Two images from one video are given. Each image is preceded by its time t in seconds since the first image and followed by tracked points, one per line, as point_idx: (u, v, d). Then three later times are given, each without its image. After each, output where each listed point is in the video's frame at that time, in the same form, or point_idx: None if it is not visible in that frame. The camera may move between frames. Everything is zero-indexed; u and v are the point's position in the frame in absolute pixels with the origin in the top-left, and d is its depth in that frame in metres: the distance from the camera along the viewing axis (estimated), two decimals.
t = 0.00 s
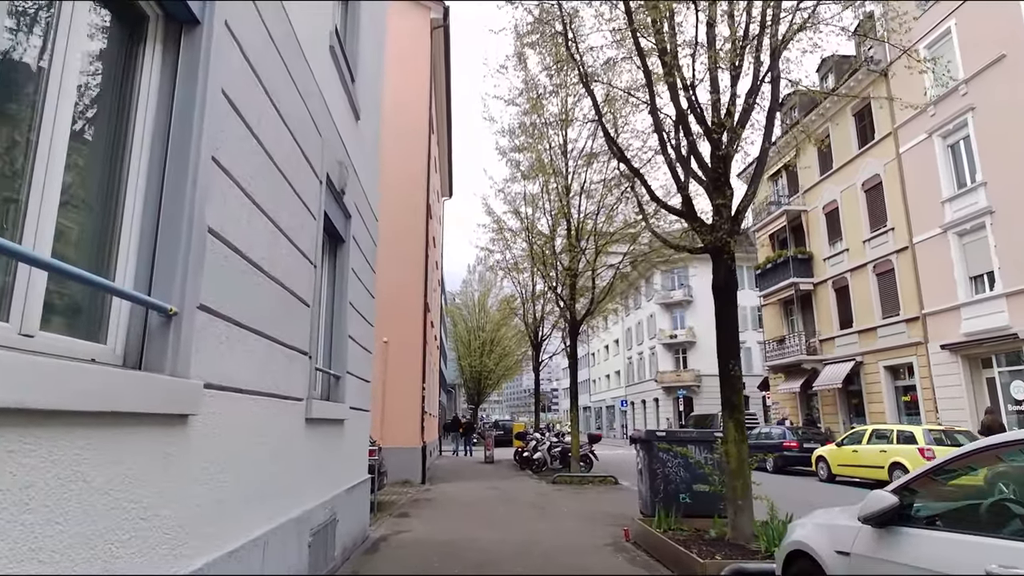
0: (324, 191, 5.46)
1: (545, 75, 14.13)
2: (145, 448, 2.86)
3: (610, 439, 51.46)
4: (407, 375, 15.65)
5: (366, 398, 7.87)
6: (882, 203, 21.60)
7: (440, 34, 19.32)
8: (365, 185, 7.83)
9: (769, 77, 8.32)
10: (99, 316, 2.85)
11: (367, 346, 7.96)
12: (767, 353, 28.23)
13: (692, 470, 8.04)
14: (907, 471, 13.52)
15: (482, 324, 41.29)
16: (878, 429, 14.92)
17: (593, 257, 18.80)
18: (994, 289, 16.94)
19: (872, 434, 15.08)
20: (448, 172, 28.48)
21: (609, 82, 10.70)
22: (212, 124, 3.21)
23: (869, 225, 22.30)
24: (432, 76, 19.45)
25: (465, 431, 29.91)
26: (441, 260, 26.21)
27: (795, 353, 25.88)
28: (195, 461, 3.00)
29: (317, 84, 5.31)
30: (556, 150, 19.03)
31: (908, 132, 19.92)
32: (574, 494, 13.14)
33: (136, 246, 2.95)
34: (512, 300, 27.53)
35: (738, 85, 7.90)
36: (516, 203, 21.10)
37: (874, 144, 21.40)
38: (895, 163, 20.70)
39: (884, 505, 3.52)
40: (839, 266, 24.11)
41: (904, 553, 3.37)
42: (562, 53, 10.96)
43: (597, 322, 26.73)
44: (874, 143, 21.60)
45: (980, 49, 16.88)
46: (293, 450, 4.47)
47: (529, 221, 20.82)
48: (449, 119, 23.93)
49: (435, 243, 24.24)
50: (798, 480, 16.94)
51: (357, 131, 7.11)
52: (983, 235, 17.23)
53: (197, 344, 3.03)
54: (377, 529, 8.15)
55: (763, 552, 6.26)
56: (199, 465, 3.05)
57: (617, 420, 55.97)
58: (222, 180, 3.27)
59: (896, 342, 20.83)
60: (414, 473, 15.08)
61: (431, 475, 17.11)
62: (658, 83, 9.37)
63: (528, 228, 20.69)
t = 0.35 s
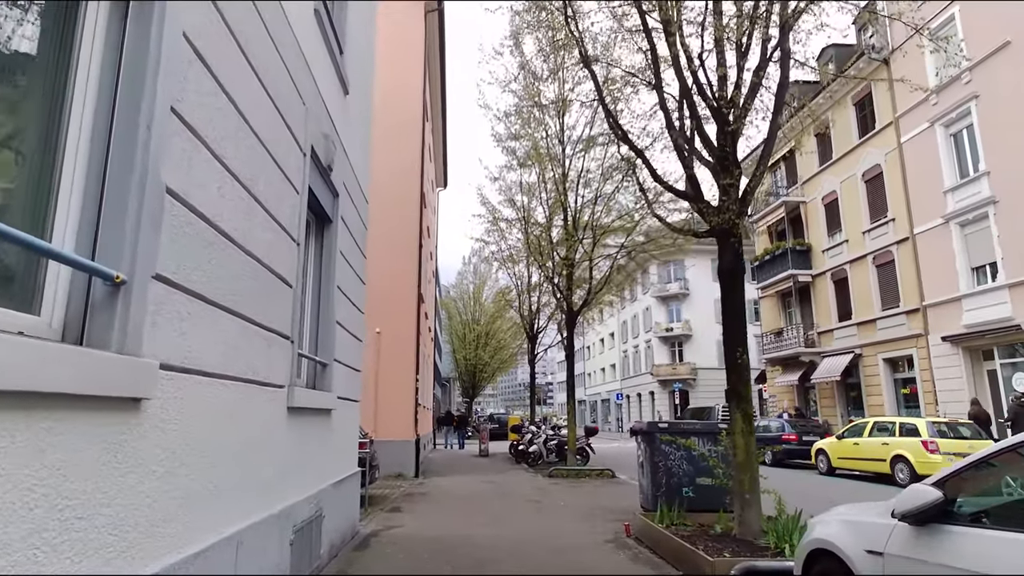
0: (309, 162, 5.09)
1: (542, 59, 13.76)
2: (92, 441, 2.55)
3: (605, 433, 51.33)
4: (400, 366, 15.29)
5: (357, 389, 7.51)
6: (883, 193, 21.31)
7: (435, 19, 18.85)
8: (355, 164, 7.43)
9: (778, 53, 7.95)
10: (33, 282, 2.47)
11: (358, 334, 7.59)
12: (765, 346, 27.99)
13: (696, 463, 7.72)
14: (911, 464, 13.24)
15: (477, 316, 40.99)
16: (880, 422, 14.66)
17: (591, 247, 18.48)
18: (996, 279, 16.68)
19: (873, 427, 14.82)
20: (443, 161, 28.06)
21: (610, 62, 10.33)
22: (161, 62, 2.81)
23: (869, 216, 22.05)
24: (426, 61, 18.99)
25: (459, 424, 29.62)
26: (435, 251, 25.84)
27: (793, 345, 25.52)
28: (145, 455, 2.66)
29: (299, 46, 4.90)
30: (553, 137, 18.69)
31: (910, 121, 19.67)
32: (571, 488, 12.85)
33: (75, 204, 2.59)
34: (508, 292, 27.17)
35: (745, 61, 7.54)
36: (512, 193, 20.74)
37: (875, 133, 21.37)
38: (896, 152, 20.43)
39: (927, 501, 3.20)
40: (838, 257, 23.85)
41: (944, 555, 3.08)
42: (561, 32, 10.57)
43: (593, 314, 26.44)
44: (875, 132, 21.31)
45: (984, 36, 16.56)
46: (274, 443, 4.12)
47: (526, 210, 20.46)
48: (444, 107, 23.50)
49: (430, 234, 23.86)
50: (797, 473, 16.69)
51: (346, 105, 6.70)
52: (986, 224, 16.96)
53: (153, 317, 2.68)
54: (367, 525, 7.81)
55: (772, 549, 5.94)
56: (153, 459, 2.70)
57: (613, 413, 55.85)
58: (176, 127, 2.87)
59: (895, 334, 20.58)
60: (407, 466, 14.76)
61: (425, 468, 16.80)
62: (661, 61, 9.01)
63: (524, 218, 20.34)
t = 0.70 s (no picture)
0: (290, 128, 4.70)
1: (540, 36, 13.30)
2: (24, 419, 2.62)
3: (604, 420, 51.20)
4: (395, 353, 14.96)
5: (347, 376, 7.17)
6: (888, 177, 20.89)
7: None
8: (343, 138, 7.00)
9: (791, 21, 7.50)
10: None
11: (347, 318, 7.22)
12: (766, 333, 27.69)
13: (702, 453, 7.39)
14: (917, 452, 12.96)
15: (474, 303, 40.66)
16: (885, 409, 14.34)
17: (591, 231, 18.18)
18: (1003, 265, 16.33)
19: (878, 414, 14.53)
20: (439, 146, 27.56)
21: (612, 35, 9.87)
22: (103, 14, 2.75)
23: (874, 200, 21.67)
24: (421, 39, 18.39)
25: (457, 411, 29.40)
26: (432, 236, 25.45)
27: (793, 332, 25.14)
28: (82, 439, 2.68)
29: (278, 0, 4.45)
30: (551, 119, 18.26)
31: (918, 103, 19.30)
32: (570, 477, 12.58)
33: (6, 168, 2.60)
34: (506, 278, 26.78)
35: (757, 27, 7.09)
36: (509, 176, 20.31)
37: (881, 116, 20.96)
38: (903, 135, 20.02)
39: (985, 501, 3.10)
40: (841, 243, 23.48)
41: (1000, 561, 2.99)
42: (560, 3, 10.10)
43: (592, 301, 26.11)
44: (882, 115, 20.88)
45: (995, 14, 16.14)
46: (251, 433, 3.80)
47: (524, 194, 20.05)
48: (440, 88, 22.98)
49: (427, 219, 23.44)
50: (799, 461, 16.44)
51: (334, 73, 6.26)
52: (994, 209, 16.60)
53: (89, 288, 2.64)
54: (358, 516, 7.50)
55: (785, 543, 5.61)
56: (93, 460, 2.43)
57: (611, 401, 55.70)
58: (112, 72, 2.73)
59: (899, 320, 20.26)
60: (402, 454, 14.47)
61: (421, 456, 16.55)
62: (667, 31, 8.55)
63: (522, 202, 19.91)
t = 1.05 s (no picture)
0: (270, 95, 4.37)
1: (539, 18, 12.94)
2: None
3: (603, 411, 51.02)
4: (393, 342, 14.61)
5: (337, 365, 6.86)
6: (894, 164, 20.52)
7: None
8: (332, 115, 6.64)
9: None
10: None
11: (337, 304, 6.90)
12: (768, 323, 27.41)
13: (708, 445, 7.08)
14: (925, 443, 12.69)
15: (473, 294, 40.40)
16: (893, 399, 13.97)
17: (591, 219, 17.78)
18: (1014, 252, 16.10)
19: (885, 405, 14.17)
20: (437, 134, 27.16)
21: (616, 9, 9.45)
22: None
23: (879, 188, 21.30)
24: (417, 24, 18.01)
25: (456, 403, 29.16)
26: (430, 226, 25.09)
27: (796, 322, 24.79)
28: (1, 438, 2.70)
29: None
30: (552, 104, 17.91)
31: (927, 88, 19.02)
32: (570, 469, 12.31)
33: None
34: (505, 268, 26.46)
35: None
36: (508, 163, 19.96)
37: (888, 101, 20.57)
38: (910, 121, 19.70)
39: None
40: (845, 232, 23.11)
41: None
42: None
43: (592, 291, 25.80)
44: (888, 100, 20.54)
45: None
46: (225, 424, 3.51)
47: (523, 182, 19.69)
48: (438, 74, 22.58)
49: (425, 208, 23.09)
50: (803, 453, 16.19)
51: (320, 45, 5.90)
52: (1006, 194, 16.40)
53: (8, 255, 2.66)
54: (349, 512, 7.20)
55: (800, 542, 5.29)
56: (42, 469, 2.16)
57: (611, 392, 55.55)
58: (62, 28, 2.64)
59: (905, 310, 19.92)
60: (399, 446, 14.17)
61: (419, 448, 16.29)
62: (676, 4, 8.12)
63: (521, 190, 19.54)
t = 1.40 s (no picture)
0: (246, 65, 4.03)
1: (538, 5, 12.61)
2: None
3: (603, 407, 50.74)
4: (389, 336, 14.28)
5: (326, 361, 6.52)
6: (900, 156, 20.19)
7: None
8: (319, 96, 6.27)
9: None
10: None
11: (326, 297, 6.53)
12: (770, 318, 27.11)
13: (715, 444, 6.77)
14: (934, 440, 12.38)
15: (472, 289, 40.08)
16: (900, 396, 13.67)
17: (591, 212, 17.42)
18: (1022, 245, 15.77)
19: (892, 401, 13.87)
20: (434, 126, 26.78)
21: None
22: None
23: (884, 180, 20.96)
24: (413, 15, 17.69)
25: (455, 399, 28.87)
26: (428, 220, 24.76)
27: (799, 317, 24.51)
28: None
29: None
30: (551, 95, 17.55)
31: (933, 78, 18.68)
32: (570, 467, 11.99)
33: None
34: (504, 263, 26.13)
35: None
36: (507, 156, 19.62)
37: (894, 92, 20.23)
38: (916, 112, 19.37)
39: None
40: (849, 225, 22.77)
41: None
42: None
43: (592, 286, 25.50)
44: (894, 91, 20.21)
45: None
46: (189, 426, 3.18)
47: (523, 174, 19.34)
48: (435, 65, 22.27)
49: (423, 201, 22.77)
50: (807, 450, 15.90)
51: (304, 20, 5.55)
52: (1014, 186, 16.06)
53: None
54: (340, 515, 6.88)
55: (816, 548, 4.99)
56: None
57: (610, 388, 55.29)
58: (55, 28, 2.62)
59: (910, 304, 19.60)
60: (395, 443, 13.86)
61: (416, 444, 15.95)
62: None
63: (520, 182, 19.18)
